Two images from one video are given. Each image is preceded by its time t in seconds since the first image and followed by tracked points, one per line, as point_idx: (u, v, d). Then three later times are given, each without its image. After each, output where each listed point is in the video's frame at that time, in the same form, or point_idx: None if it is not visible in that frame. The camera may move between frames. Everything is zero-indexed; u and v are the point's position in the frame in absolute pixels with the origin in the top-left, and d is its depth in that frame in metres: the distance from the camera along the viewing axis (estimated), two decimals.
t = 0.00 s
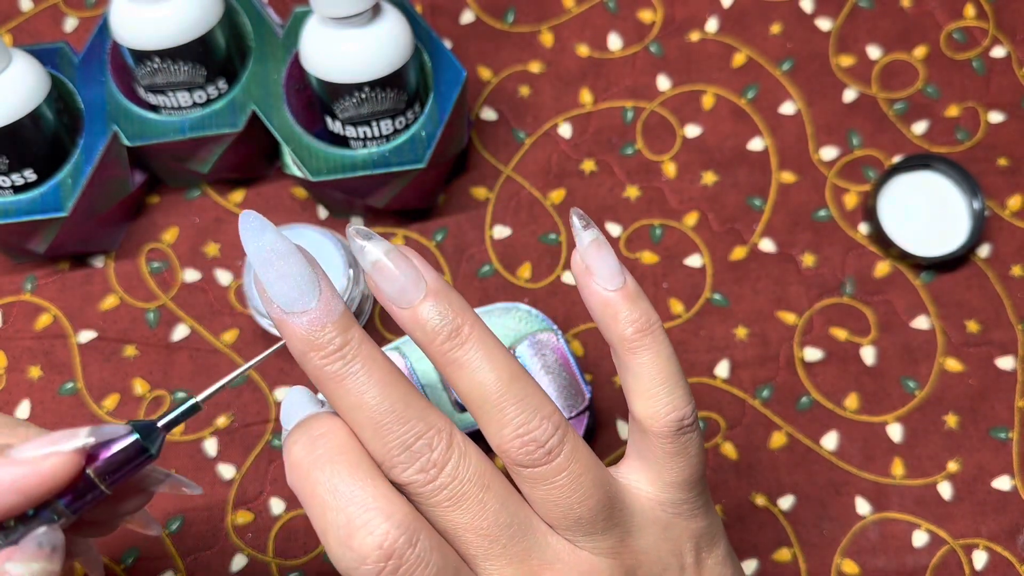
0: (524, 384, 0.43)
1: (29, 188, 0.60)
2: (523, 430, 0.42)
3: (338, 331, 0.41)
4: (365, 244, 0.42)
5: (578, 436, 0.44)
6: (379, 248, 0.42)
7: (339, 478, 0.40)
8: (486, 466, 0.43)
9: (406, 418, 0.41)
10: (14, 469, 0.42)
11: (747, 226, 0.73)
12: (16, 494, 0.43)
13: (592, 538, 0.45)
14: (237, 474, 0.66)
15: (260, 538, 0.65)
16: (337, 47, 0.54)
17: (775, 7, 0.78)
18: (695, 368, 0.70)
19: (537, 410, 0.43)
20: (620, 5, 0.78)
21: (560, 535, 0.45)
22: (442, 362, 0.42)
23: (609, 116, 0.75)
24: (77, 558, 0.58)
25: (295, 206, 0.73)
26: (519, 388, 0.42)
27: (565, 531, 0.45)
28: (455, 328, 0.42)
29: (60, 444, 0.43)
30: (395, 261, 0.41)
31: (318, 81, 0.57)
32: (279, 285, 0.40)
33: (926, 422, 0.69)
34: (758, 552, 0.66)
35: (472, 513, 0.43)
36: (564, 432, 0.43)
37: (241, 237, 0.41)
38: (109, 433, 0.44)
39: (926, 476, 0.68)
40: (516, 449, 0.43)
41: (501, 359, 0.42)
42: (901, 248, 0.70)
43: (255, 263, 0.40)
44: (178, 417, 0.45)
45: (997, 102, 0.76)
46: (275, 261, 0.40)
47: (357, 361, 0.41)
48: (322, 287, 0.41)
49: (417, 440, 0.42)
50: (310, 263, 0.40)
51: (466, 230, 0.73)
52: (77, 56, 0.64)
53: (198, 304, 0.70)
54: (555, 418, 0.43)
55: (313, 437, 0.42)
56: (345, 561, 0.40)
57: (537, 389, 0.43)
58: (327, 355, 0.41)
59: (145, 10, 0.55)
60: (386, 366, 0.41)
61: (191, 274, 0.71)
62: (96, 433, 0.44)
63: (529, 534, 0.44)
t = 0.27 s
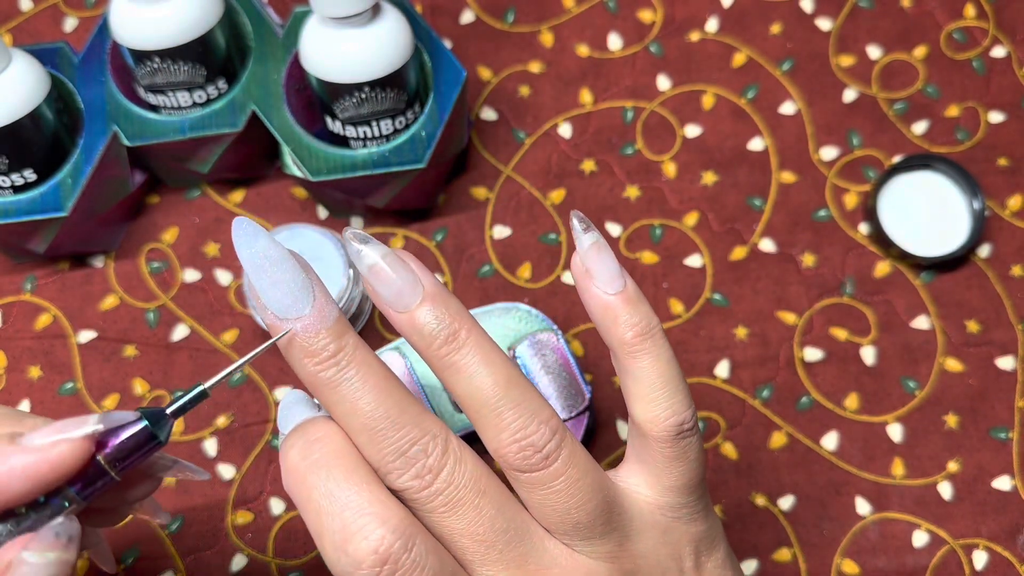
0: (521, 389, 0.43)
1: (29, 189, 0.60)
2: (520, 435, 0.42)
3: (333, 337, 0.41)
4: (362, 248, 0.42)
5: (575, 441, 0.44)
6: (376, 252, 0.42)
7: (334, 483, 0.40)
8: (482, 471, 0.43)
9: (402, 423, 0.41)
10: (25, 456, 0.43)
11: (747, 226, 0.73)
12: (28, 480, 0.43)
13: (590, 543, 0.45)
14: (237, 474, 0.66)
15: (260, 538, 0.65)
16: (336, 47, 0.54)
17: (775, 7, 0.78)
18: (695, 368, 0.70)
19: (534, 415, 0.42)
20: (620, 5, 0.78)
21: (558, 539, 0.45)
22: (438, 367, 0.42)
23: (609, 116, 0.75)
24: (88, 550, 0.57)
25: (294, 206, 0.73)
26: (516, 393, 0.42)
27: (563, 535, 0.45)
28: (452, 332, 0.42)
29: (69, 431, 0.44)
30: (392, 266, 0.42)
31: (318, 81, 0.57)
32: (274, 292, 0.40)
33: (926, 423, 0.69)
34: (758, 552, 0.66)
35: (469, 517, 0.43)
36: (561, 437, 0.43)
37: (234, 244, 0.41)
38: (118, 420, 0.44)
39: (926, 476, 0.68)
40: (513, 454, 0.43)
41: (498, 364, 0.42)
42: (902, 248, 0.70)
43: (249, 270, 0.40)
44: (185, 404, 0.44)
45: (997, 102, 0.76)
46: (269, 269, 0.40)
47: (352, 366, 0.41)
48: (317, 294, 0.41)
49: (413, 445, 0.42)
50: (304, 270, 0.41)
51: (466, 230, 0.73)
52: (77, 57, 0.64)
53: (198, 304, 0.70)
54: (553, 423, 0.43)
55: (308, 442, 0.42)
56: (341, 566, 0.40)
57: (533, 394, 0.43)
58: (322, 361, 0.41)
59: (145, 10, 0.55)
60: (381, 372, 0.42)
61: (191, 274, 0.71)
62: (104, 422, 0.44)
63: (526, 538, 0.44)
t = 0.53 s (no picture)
0: (517, 390, 0.43)
1: (29, 189, 0.60)
2: (516, 436, 0.42)
3: (329, 338, 0.41)
4: (359, 249, 0.42)
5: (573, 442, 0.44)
6: (373, 252, 0.42)
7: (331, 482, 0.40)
8: (479, 472, 0.43)
9: (398, 424, 0.41)
10: (23, 446, 0.43)
11: (747, 226, 0.73)
12: (25, 469, 0.43)
13: (586, 544, 0.45)
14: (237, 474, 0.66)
15: (260, 539, 0.65)
16: (336, 47, 0.54)
17: (775, 7, 0.78)
18: (695, 368, 0.70)
19: (531, 416, 0.42)
20: (620, 5, 0.78)
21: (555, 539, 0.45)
22: (435, 368, 0.42)
23: (609, 116, 0.75)
24: (88, 543, 0.58)
25: (294, 206, 0.73)
26: (512, 395, 0.42)
27: (560, 536, 0.45)
28: (449, 333, 0.42)
29: (66, 422, 0.43)
30: (389, 266, 0.41)
31: (318, 81, 0.57)
32: (270, 292, 0.40)
33: (926, 423, 0.69)
34: (758, 552, 0.66)
35: (465, 518, 0.43)
36: (558, 438, 0.43)
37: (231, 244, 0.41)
38: (118, 410, 0.44)
39: (927, 477, 0.68)
40: (510, 455, 0.43)
41: (494, 365, 0.42)
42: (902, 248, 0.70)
43: (246, 270, 0.41)
44: (183, 396, 0.43)
45: (998, 102, 0.76)
46: (265, 269, 0.40)
47: (348, 367, 0.41)
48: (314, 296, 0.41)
49: (410, 446, 0.42)
50: (300, 270, 0.41)
51: (466, 230, 0.73)
52: (77, 56, 0.64)
53: (198, 304, 0.70)
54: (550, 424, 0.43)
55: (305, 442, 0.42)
56: (337, 565, 0.40)
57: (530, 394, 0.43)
58: (318, 361, 0.41)
59: (145, 10, 0.55)
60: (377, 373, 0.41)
61: (191, 274, 0.71)
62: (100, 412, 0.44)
63: (522, 539, 0.44)
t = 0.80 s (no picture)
0: (519, 390, 0.43)
1: (29, 189, 0.60)
2: (519, 435, 0.42)
3: (331, 337, 0.41)
4: (361, 249, 0.42)
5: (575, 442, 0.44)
6: (375, 252, 0.42)
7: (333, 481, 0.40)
8: (481, 472, 0.43)
9: (401, 423, 0.41)
10: (24, 442, 0.43)
11: (748, 226, 0.73)
12: (26, 466, 0.43)
13: (588, 544, 0.45)
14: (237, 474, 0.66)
15: (260, 539, 0.65)
16: (336, 47, 0.54)
17: (776, 7, 0.78)
18: (695, 368, 0.70)
19: (533, 416, 0.42)
20: (620, 5, 0.78)
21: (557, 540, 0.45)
22: (437, 368, 0.42)
23: (609, 116, 0.75)
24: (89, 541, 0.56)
25: (294, 206, 0.73)
26: (515, 395, 0.42)
27: (562, 536, 0.45)
28: (451, 333, 0.42)
29: (70, 418, 0.44)
30: (391, 266, 0.42)
31: (318, 81, 0.57)
32: (273, 292, 0.40)
33: (926, 423, 0.69)
34: (758, 552, 0.66)
35: (467, 517, 0.42)
36: (560, 438, 0.43)
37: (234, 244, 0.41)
38: (119, 408, 0.45)
39: (927, 477, 0.68)
40: (512, 454, 0.43)
41: (497, 365, 0.42)
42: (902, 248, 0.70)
43: (249, 270, 0.40)
44: (183, 394, 0.44)
45: (998, 102, 0.76)
46: (268, 269, 0.40)
47: (351, 366, 0.41)
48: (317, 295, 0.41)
49: (412, 446, 0.42)
50: (303, 270, 0.41)
51: (466, 230, 0.73)
52: (77, 56, 0.64)
53: (197, 304, 0.70)
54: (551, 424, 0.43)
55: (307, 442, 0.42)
56: (339, 565, 0.40)
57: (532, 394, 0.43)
58: (321, 360, 0.41)
59: (145, 10, 0.55)
60: (380, 372, 0.41)
61: (191, 274, 0.71)
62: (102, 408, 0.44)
63: (524, 539, 0.44)
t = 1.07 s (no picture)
0: (524, 390, 0.43)
1: (29, 189, 0.60)
2: (524, 435, 0.42)
3: (336, 335, 0.41)
4: (366, 248, 0.42)
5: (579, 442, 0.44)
6: (381, 252, 0.42)
7: (339, 479, 0.40)
8: (486, 471, 0.43)
9: (407, 422, 0.41)
10: (17, 432, 0.43)
11: (748, 226, 0.73)
12: (19, 456, 0.43)
13: (593, 544, 0.45)
14: (237, 474, 0.66)
15: (260, 539, 0.65)
16: (336, 47, 0.54)
17: (775, 7, 0.78)
18: (695, 368, 0.70)
19: (538, 416, 0.42)
20: (620, 5, 0.78)
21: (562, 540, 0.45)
22: (442, 368, 0.42)
23: (609, 116, 0.75)
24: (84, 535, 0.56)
25: (294, 206, 0.73)
26: (520, 394, 0.42)
27: (567, 536, 0.45)
28: (456, 333, 0.42)
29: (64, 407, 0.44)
30: (396, 265, 0.42)
31: (318, 81, 0.57)
32: (279, 290, 0.40)
33: (926, 423, 0.69)
34: (758, 553, 0.66)
35: (472, 516, 0.42)
36: (566, 437, 0.43)
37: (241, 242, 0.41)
38: (111, 398, 0.45)
39: (927, 477, 0.68)
40: (517, 454, 0.43)
41: (501, 364, 0.42)
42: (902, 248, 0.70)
43: (254, 269, 0.40)
44: (176, 383, 0.44)
45: (998, 102, 0.76)
46: (274, 267, 0.40)
47: (357, 365, 0.41)
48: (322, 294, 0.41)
49: (418, 444, 0.42)
50: (309, 269, 0.41)
51: (466, 230, 0.73)
52: (77, 56, 0.64)
53: (197, 304, 0.70)
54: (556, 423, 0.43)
55: (313, 440, 0.42)
56: (344, 563, 0.40)
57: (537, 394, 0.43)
58: (326, 359, 0.41)
59: (145, 10, 0.55)
60: (385, 371, 0.42)
61: (191, 274, 0.71)
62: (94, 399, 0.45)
63: (529, 538, 0.44)
